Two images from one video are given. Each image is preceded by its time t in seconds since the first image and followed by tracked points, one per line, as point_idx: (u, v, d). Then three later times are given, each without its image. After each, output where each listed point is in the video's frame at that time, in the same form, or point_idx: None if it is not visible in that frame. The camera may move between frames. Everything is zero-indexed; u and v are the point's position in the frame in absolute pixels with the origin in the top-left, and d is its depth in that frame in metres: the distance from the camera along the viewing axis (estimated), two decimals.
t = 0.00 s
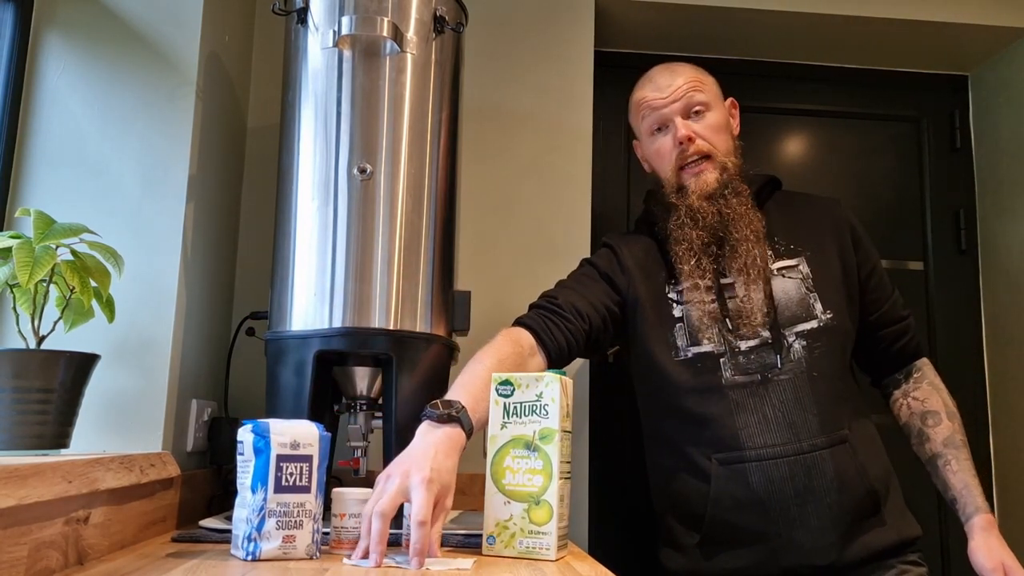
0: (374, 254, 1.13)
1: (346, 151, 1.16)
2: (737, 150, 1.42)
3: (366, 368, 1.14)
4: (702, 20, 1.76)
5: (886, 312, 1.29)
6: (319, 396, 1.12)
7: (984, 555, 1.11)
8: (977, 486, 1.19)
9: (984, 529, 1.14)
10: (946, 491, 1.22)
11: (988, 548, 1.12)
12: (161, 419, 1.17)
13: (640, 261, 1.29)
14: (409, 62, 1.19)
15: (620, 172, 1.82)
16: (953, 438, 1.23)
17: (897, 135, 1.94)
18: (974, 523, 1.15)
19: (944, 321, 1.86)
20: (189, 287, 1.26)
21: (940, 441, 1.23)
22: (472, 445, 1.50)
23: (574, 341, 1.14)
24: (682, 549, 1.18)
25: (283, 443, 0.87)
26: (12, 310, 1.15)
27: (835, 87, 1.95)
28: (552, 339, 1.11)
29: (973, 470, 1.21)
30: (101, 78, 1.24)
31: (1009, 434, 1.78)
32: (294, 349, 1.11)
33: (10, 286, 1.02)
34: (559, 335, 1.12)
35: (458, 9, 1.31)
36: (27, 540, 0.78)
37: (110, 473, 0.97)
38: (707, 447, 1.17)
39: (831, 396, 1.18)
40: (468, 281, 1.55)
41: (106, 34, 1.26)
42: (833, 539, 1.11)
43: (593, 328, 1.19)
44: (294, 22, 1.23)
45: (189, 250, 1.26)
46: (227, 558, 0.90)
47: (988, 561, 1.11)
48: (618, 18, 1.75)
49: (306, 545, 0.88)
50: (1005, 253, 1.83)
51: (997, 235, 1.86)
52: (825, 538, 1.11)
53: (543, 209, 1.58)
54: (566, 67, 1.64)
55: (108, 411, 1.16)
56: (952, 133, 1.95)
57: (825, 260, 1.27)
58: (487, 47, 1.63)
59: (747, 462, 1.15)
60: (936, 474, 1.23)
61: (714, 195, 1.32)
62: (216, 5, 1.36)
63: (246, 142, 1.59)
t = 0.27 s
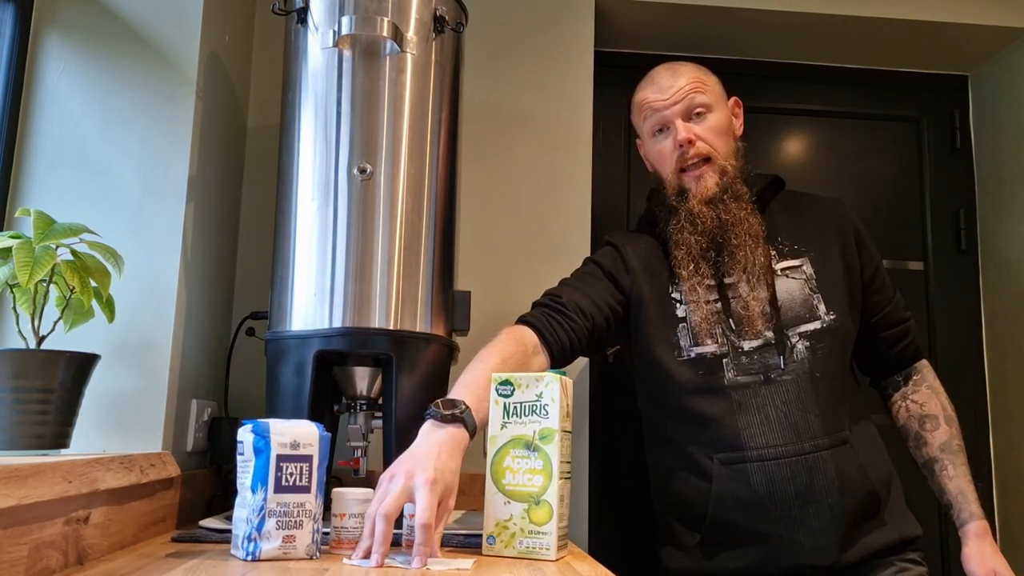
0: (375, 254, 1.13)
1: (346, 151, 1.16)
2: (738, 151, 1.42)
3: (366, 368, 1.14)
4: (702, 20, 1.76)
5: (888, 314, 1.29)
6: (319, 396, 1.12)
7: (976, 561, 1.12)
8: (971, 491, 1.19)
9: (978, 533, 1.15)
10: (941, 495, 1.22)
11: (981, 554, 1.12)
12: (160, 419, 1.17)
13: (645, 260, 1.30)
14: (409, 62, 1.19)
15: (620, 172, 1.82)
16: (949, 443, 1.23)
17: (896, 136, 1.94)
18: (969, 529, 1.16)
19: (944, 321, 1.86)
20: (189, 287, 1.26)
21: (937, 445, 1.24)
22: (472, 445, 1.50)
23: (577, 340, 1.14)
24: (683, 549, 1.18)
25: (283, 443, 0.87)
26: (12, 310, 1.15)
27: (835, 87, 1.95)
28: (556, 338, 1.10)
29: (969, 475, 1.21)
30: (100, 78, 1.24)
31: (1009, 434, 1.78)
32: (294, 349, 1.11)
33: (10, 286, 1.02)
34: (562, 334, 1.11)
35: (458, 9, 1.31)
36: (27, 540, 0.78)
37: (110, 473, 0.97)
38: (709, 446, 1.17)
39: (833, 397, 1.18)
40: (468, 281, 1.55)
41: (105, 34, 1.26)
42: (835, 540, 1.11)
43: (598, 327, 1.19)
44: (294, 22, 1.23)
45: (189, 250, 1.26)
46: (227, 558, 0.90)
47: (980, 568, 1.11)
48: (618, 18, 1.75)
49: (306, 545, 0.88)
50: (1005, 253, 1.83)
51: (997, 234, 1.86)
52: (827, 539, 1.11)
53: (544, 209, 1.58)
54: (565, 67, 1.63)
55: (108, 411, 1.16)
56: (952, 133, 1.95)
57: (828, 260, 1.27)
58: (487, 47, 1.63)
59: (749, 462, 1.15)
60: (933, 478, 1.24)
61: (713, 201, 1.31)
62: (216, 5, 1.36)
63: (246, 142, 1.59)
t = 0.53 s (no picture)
0: (375, 254, 1.13)
1: (346, 151, 1.16)
2: (738, 151, 1.41)
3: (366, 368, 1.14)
4: (701, 20, 1.76)
5: (890, 314, 1.29)
6: (319, 396, 1.12)
7: (981, 560, 1.12)
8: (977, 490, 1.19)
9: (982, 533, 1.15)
10: (946, 494, 1.22)
11: (986, 553, 1.12)
12: (160, 419, 1.17)
13: (647, 260, 1.30)
14: (409, 62, 1.19)
15: (620, 173, 1.82)
16: (953, 442, 1.23)
17: (897, 136, 1.94)
18: (973, 528, 1.16)
19: (944, 321, 1.86)
20: (189, 287, 1.26)
21: (940, 444, 1.23)
22: (472, 445, 1.50)
23: (579, 339, 1.14)
24: (684, 549, 1.18)
25: (283, 443, 0.87)
26: (12, 310, 1.15)
27: (835, 87, 1.95)
28: (558, 338, 1.10)
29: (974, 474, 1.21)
30: (100, 79, 1.24)
31: (1009, 434, 1.78)
32: (294, 349, 1.11)
33: (10, 286, 1.02)
34: (563, 334, 1.11)
35: (458, 9, 1.31)
36: (27, 540, 0.78)
37: (110, 473, 0.97)
38: (711, 447, 1.17)
39: (835, 398, 1.18)
40: (468, 282, 1.55)
41: (105, 34, 1.26)
42: (836, 540, 1.11)
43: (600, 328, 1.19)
44: (294, 22, 1.23)
45: (190, 249, 1.26)
46: (227, 558, 0.90)
47: (985, 566, 1.11)
48: (618, 18, 1.75)
49: (306, 545, 0.88)
50: (1005, 253, 1.83)
51: (997, 234, 1.86)
52: (828, 540, 1.11)
53: (544, 209, 1.59)
54: (566, 67, 1.63)
55: (108, 411, 1.16)
56: (952, 133, 1.95)
57: (831, 260, 1.26)
58: (487, 47, 1.63)
59: (750, 463, 1.15)
60: (938, 477, 1.24)
61: (709, 200, 1.31)
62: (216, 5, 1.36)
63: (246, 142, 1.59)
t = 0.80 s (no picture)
0: (375, 255, 1.13)
1: (346, 151, 1.16)
2: (727, 157, 1.37)
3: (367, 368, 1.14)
4: (701, 20, 1.76)
5: (893, 314, 1.29)
6: (319, 396, 1.12)
7: (981, 559, 1.12)
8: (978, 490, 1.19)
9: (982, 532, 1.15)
10: (946, 494, 1.22)
11: (986, 552, 1.12)
12: (160, 419, 1.17)
13: (648, 260, 1.30)
14: (409, 62, 1.19)
15: (620, 172, 1.82)
16: (955, 442, 1.23)
17: (897, 135, 1.94)
18: (974, 528, 1.16)
19: (944, 321, 1.86)
20: (189, 287, 1.26)
21: (942, 444, 1.23)
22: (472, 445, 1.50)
23: (580, 339, 1.14)
24: (685, 549, 1.18)
25: (283, 443, 0.87)
26: (12, 310, 1.15)
27: (834, 87, 1.95)
28: (559, 337, 1.10)
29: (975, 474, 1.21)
30: (100, 79, 1.24)
31: (1009, 434, 1.78)
32: (294, 349, 1.11)
33: (10, 286, 1.02)
34: (565, 333, 1.11)
35: (458, 9, 1.31)
36: (27, 540, 0.78)
37: (110, 473, 0.97)
38: (712, 448, 1.17)
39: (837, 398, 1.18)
40: (469, 282, 1.55)
41: (105, 34, 1.26)
42: (838, 541, 1.11)
43: (603, 328, 1.20)
44: (294, 22, 1.23)
45: (190, 249, 1.26)
46: (227, 558, 0.90)
47: (985, 566, 1.11)
48: (618, 18, 1.75)
49: (307, 545, 0.88)
50: (1005, 253, 1.83)
51: (996, 234, 1.86)
52: (831, 540, 1.11)
53: (544, 210, 1.59)
54: (566, 67, 1.63)
55: (108, 411, 1.16)
56: (952, 133, 1.95)
57: (833, 261, 1.26)
58: (487, 47, 1.63)
59: (752, 463, 1.15)
60: (939, 477, 1.23)
61: (685, 213, 1.30)
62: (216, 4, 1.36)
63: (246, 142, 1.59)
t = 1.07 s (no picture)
0: (375, 255, 1.13)
1: (346, 152, 1.16)
2: (717, 160, 1.36)
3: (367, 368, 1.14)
4: (701, 20, 1.76)
5: (895, 314, 1.29)
6: (319, 396, 1.12)
7: (981, 562, 1.12)
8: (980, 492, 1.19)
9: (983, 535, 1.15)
10: (947, 496, 1.22)
11: (987, 555, 1.12)
12: (160, 419, 1.17)
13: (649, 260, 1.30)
14: (409, 62, 1.19)
15: (620, 172, 1.82)
16: (956, 444, 1.23)
17: (897, 136, 1.94)
18: (975, 530, 1.16)
19: (945, 321, 1.86)
20: (189, 287, 1.26)
21: (943, 446, 1.23)
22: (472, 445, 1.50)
23: (581, 340, 1.13)
24: (686, 549, 1.18)
25: (283, 443, 0.87)
26: (12, 310, 1.14)
27: (835, 87, 1.95)
28: (560, 337, 1.10)
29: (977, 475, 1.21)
30: (100, 79, 1.24)
31: (1009, 434, 1.78)
32: (294, 349, 1.11)
33: (10, 286, 1.02)
34: (566, 334, 1.11)
35: (458, 9, 1.31)
36: (27, 540, 0.78)
37: (110, 472, 0.97)
38: (712, 448, 1.17)
39: (838, 399, 1.18)
40: (469, 282, 1.55)
41: (105, 34, 1.26)
42: (839, 542, 1.11)
43: (604, 328, 1.20)
44: (293, 22, 1.23)
45: (189, 249, 1.26)
46: (227, 557, 0.90)
47: (986, 569, 1.11)
48: (618, 18, 1.75)
49: (307, 545, 0.88)
50: (1005, 253, 1.83)
51: (996, 234, 1.86)
52: (831, 541, 1.11)
53: (544, 210, 1.59)
54: (565, 67, 1.63)
55: (108, 411, 1.16)
56: (952, 133, 1.95)
57: (835, 262, 1.26)
58: (487, 48, 1.63)
59: (753, 464, 1.15)
60: (940, 478, 1.23)
61: (670, 215, 1.31)
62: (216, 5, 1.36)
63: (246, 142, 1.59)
